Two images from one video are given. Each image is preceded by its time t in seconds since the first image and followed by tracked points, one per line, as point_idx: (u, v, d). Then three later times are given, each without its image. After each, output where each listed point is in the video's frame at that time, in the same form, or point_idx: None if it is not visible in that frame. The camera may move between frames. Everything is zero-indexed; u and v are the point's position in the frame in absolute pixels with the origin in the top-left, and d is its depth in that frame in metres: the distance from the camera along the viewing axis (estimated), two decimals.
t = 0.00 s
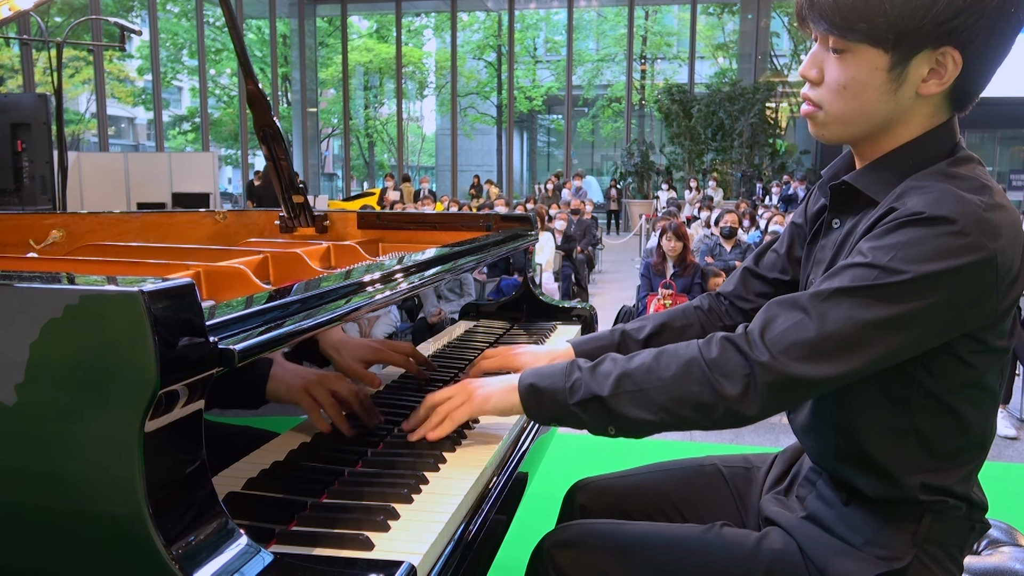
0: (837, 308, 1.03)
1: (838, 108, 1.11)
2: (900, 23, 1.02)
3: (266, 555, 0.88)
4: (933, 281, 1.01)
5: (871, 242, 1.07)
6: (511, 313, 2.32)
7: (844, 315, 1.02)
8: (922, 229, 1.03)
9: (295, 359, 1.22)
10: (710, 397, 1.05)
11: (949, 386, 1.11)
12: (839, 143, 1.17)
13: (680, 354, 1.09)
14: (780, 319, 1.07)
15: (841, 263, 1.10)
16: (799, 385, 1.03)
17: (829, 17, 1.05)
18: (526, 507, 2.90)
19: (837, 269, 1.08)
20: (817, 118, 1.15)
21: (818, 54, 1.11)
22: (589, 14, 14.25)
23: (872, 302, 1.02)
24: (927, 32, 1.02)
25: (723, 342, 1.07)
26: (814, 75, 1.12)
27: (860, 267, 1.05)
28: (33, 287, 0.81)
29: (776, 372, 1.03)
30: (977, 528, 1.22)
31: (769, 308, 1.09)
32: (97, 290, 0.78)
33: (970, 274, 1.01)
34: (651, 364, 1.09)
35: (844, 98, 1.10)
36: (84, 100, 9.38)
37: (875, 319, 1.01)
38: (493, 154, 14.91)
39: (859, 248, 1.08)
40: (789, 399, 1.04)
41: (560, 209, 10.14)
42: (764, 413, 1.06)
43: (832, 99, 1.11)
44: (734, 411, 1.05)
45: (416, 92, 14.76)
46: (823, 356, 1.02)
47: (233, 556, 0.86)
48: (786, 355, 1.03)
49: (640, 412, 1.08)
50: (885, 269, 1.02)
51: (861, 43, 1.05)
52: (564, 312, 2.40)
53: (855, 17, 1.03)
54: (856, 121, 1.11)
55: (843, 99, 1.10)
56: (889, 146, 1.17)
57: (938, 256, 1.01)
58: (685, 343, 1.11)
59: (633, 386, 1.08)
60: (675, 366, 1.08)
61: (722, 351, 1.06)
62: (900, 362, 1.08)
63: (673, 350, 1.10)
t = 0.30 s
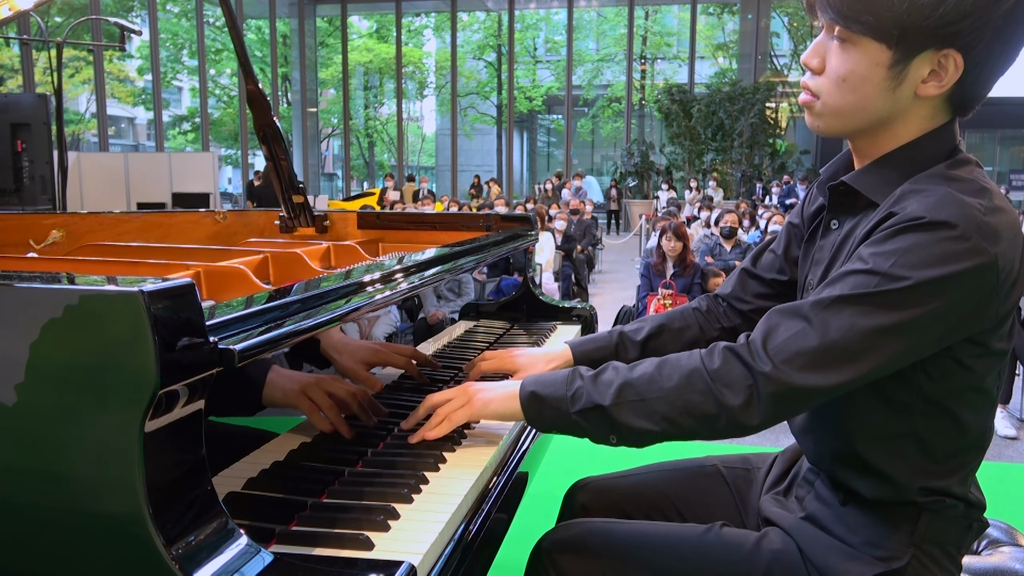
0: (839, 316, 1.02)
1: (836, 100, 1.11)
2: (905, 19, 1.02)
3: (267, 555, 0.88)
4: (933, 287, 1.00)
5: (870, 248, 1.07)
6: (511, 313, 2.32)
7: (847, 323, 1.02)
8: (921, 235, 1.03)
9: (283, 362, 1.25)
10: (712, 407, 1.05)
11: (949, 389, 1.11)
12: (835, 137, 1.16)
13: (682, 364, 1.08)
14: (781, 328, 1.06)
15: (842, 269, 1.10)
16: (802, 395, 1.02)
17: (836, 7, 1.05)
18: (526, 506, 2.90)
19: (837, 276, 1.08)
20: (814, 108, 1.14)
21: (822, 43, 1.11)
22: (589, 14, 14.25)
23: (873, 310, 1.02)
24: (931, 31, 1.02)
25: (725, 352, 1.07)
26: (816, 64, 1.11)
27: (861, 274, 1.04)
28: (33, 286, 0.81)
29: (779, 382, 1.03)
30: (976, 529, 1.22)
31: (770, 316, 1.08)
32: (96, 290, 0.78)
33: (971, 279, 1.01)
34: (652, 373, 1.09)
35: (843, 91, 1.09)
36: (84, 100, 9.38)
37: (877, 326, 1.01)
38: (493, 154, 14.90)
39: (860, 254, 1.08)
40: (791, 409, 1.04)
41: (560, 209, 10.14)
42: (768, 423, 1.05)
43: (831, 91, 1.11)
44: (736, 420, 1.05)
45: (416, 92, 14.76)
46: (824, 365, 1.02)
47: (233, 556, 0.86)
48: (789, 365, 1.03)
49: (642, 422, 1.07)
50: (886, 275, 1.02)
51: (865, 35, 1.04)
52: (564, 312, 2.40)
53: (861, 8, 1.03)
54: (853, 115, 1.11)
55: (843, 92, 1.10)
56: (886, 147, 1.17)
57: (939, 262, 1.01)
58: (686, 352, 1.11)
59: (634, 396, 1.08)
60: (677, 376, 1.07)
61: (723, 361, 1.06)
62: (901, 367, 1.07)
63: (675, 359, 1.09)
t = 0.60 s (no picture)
0: (841, 324, 1.02)
1: (840, 101, 1.11)
2: (916, 21, 1.01)
3: (266, 555, 0.88)
4: (936, 292, 1.00)
5: (871, 253, 1.06)
6: (511, 313, 2.32)
7: (849, 331, 1.02)
8: (924, 240, 1.02)
9: (281, 374, 1.27)
10: (716, 417, 1.05)
11: (951, 392, 1.11)
12: (839, 137, 1.16)
13: (684, 374, 1.08)
14: (784, 336, 1.06)
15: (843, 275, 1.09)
16: (806, 404, 1.02)
17: (844, 9, 1.05)
18: (527, 506, 2.90)
19: (838, 283, 1.07)
20: (818, 108, 1.14)
21: (828, 42, 1.11)
22: (589, 14, 14.25)
23: (876, 317, 1.01)
24: (942, 34, 1.02)
25: (727, 361, 1.07)
26: (821, 64, 1.11)
27: (861, 281, 1.04)
28: (32, 287, 0.81)
29: (781, 392, 1.03)
30: (977, 530, 1.22)
31: (771, 325, 1.08)
32: (96, 290, 0.78)
33: (972, 284, 1.01)
34: (655, 385, 1.08)
35: (849, 93, 1.09)
36: (84, 101, 9.39)
37: (880, 333, 1.01)
38: (493, 154, 14.90)
39: (861, 259, 1.07)
40: (795, 418, 1.04)
41: (560, 209, 10.15)
42: (771, 433, 1.05)
43: (837, 92, 1.11)
44: (740, 430, 1.05)
45: (416, 92, 14.75)
46: (826, 373, 1.02)
47: (233, 556, 0.86)
48: (791, 373, 1.03)
49: (644, 433, 1.07)
50: (888, 282, 1.01)
51: (874, 37, 1.04)
52: (564, 312, 2.40)
53: (872, 9, 1.02)
54: (857, 118, 1.11)
55: (849, 93, 1.10)
56: (889, 149, 1.17)
57: (940, 267, 1.01)
58: (689, 362, 1.11)
59: (636, 408, 1.08)
60: (679, 388, 1.07)
61: (726, 371, 1.06)
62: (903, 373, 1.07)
63: (676, 370, 1.09)
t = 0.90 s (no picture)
0: (845, 328, 1.02)
1: (831, 112, 1.11)
2: (902, 27, 1.01)
3: (267, 555, 0.88)
4: (941, 295, 1.00)
5: (874, 256, 1.06)
6: (511, 313, 2.31)
7: (855, 335, 1.01)
8: (927, 243, 1.02)
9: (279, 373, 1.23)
10: (720, 425, 1.05)
11: (953, 393, 1.11)
12: (835, 146, 1.17)
13: (688, 380, 1.08)
14: (787, 342, 1.06)
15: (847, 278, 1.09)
16: (812, 411, 1.02)
17: (827, 23, 1.05)
18: (527, 506, 2.90)
19: (841, 287, 1.07)
20: (811, 120, 1.15)
21: (814, 56, 1.11)
22: (589, 14, 14.25)
23: (881, 321, 1.01)
24: (934, 37, 1.02)
25: (732, 368, 1.07)
26: (810, 77, 1.12)
27: (865, 284, 1.04)
28: (32, 287, 0.82)
29: (787, 399, 1.02)
30: (979, 531, 1.22)
31: (775, 331, 1.08)
32: (96, 290, 0.78)
33: (976, 287, 1.01)
34: (658, 391, 1.08)
35: (840, 103, 1.10)
36: (84, 100, 9.39)
37: (885, 337, 1.00)
38: (493, 154, 14.89)
39: (863, 263, 1.07)
40: (800, 424, 1.04)
41: (560, 209, 10.15)
42: (775, 440, 1.05)
43: (827, 102, 1.11)
44: (746, 437, 1.04)
45: (416, 92, 14.74)
46: (832, 380, 1.02)
47: (233, 556, 0.86)
48: (797, 380, 1.02)
49: (646, 439, 1.08)
50: (892, 285, 1.01)
51: (861, 47, 1.04)
52: (564, 312, 2.40)
53: (856, 20, 1.02)
54: (850, 126, 1.11)
55: (839, 103, 1.10)
56: (884, 154, 1.17)
57: (943, 270, 1.01)
58: (692, 368, 1.11)
59: (638, 413, 1.08)
60: (683, 394, 1.07)
61: (730, 378, 1.06)
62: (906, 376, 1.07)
63: (681, 376, 1.09)
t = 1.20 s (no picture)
0: (841, 326, 1.01)
1: (822, 122, 1.10)
2: (885, 31, 1.01)
3: (267, 555, 0.88)
4: (935, 288, 1.00)
5: (866, 253, 1.06)
6: (511, 313, 2.31)
7: (851, 333, 1.01)
8: (920, 237, 1.02)
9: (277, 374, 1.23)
10: (718, 427, 1.05)
11: (949, 391, 1.11)
12: (827, 155, 1.16)
13: (685, 381, 1.08)
14: (784, 342, 1.05)
15: (840, 276, 1.09)
16: (810, 410, 1.02)
17: (809, 35, 1.05)
18: (527, 506, 2.91)
19: (834, 285, 1.07)
20: (800, 132, 1.14)
21: (797, 68, 1.11)
22: (589, 14, 14.26)
23: (875, 318, 1.01)
24: (924, 33, 1.02)
25: (729, 369, 1.06)
26: (795, 91, 1.11)
27: (858, 281, 1.04)
28: (33, 287, 0.81)
29: (785, 400, 1.02)
30: (978, 530, 1.22)
31: (771, 331, 1.07)
32: (96, 290, 0.78)
33: (970, 279, 1.01)
34: (655, 392, 1.08)
35: (830, 112, 1.09)
36: (84, 100, 9.38)
37: (880, 334, 1.00)
38: (493, 154, 14.89)
39: (856, 260, 1.07)
40: (798, 424, 1.03)
41: (560, 209, 10.15)
42: (773, 440, 1.05)
43: (816, 113, 1.10)
44: (744, 437, 1.04)
45: (416, 92, 14.74)
46: (829, 379, 1.01)
47: (233, 556, 0.86)
48: (795, 380, 1.02)
49: (643, 439, 1.07)
50: (887, 280, 1.01)
51: (845, 55, 1.04)
52: (564, 312, 2.41)
53: (838, 29, 1.02)
54: (842, 134, 1.11)
55: (829, 112, 1.09)
56: (872, 154, 1.17)
57: (936, 264, 1.01)
58: (689, 369, 1.10)
59: (634, 413, 1.08)
60: (680, 394, 1.07)
61: (727, 380, 1.05)
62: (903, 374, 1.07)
63: (677, 376, 1.09)
